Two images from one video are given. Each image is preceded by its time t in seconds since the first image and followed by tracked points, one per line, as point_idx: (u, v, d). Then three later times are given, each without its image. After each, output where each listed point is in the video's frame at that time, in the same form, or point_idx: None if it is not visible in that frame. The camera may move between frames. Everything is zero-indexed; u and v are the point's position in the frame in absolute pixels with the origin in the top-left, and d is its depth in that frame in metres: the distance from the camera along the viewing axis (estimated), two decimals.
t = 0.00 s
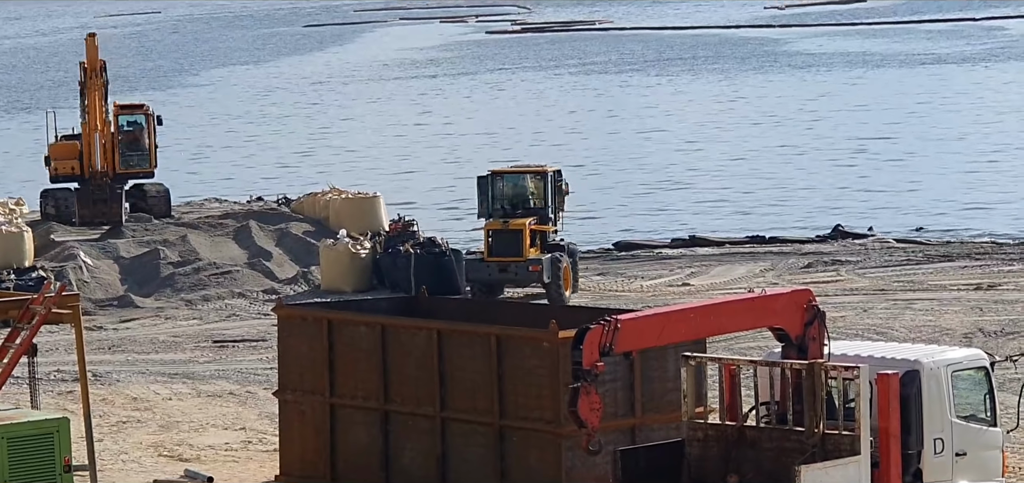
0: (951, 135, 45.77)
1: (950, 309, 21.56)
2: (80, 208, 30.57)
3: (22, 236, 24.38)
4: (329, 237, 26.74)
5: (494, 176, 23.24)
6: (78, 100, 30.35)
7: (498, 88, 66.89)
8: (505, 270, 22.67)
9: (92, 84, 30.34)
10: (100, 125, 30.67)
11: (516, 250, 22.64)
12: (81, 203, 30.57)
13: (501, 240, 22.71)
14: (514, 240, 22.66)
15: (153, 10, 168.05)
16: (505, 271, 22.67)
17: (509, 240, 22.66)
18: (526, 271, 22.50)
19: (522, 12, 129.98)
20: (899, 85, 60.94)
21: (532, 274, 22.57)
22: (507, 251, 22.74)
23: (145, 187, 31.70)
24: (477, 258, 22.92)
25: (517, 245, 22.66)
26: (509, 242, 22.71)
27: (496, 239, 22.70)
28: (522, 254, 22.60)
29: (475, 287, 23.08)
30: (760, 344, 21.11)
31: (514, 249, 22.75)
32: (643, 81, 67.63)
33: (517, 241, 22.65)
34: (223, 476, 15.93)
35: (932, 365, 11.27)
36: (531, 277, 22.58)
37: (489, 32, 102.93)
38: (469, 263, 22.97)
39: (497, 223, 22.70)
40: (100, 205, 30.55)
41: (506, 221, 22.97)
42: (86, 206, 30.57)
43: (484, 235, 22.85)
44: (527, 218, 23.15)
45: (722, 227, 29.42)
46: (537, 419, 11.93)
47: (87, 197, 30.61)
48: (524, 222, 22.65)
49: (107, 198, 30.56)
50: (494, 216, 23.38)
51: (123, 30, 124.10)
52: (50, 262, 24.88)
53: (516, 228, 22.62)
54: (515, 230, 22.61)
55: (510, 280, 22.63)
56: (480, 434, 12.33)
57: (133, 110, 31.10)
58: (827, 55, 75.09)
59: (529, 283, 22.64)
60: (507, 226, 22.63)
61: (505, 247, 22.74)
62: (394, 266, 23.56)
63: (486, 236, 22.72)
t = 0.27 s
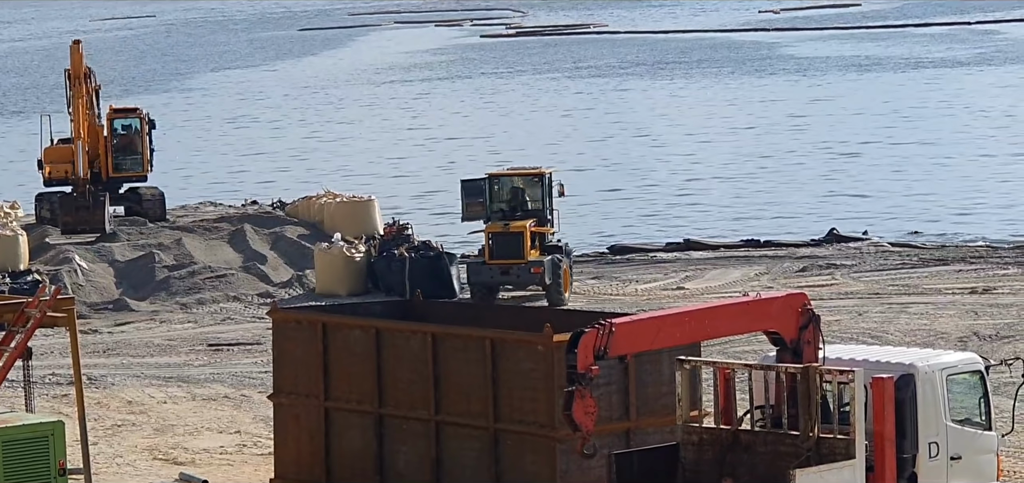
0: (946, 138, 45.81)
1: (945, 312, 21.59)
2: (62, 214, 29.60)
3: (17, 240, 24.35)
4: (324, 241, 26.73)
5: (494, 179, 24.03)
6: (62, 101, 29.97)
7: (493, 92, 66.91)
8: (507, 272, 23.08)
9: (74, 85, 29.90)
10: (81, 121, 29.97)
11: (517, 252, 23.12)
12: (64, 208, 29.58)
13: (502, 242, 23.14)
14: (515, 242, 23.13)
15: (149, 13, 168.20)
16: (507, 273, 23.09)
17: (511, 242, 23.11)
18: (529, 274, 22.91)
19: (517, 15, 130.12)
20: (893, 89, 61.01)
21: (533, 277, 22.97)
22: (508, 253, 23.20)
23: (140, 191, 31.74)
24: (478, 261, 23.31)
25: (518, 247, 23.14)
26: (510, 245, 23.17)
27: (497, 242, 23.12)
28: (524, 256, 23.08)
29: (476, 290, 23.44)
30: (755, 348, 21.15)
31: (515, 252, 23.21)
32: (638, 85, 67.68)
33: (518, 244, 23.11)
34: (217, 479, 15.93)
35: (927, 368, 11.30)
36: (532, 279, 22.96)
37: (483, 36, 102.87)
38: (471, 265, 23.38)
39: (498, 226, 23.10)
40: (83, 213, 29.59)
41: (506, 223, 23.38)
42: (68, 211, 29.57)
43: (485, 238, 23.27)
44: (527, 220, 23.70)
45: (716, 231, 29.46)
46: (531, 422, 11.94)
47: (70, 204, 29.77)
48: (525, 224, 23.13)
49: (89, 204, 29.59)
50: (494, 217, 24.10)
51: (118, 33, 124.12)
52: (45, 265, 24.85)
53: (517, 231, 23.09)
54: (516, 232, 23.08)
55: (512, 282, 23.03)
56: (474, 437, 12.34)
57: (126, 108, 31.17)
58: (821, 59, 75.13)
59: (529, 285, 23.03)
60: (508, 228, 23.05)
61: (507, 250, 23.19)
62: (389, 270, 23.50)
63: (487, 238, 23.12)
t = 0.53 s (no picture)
0: (945, 139, 45.85)
1: (944, 313, 21.60)
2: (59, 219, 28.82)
3: (16, 239, 24.34)
4: (323, 241, 26.70)
5: (496, 180, 24.58)
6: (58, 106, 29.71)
7: (492, 92, 66.96)
8: (518, 272, 23.27)
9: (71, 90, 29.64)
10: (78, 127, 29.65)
11: (527, 251, 23.31)
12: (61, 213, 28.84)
13: (510, 242, 23.32)
14: (524, 242, 23.33)
15: (149, 13, 168.38)
16: (518, 273, 23.28)
17: (520, 242, 23.31)
18: (541, 273, 23.14)
19: (517, 15, 130.32)
20: (893, 90, 61.09)
21: (544, 276, 23.20)
22: (516, 253, 23.38)
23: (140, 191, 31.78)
24: (487, 262, 23.42)
25: (527, 247, 23.34)
26: (518, 245, 23.37)
27: (505, 243, 23.29)
28: (534, 255, 23.28)
29: (484, 293, 23.54)
30: (753, 349, 21.16)
31: (524, 251, 23.41)
32: (638, 85, 67.74)
33: (526, 244, 23.31)
34: (216, 480, 15.92)
35: (926, 369, 11.29)
36: (544, 278, 23.20)
37: (481, 36, 102.94)
38: (479, 266, 23.46)
39: (506, 226, 23.28)
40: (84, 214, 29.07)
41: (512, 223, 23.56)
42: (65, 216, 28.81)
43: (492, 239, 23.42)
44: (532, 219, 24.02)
45: (715, 231, 29.48)
46: (530, 423, 11.94)
47: (67, 210, 29.19)
48: (533, 224, 23.32)
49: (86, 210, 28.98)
50: (498, 216, 24.54)
51: (119, 33, 124.32)
52: (44, 266, 24.82)
53: (526, 230, 23.28)
54: (525, 232, 23.27)
55: (526, 282, 23.26)
56: (473, 438, 12.34)
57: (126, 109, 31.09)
58: (820, 59, 75.21)
59: (540, 284, 23.26)
60: (516, 228, 23.24)
61: (517, 249, 23.36)
62: (388, 269, 23.47)
63: (496, 239, 23.27)
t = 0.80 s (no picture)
0: (945, 142, 45.86)
1: (943, 317, 21.60)
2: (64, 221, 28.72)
3: (16, 242, 24.34)
4: (323, 244, 26.69)
5: (500, 181, 24.57)
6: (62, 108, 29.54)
7: (493, 95, 66.98)
8: (524, 273, 23.35)
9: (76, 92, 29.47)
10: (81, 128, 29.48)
11: (533, 253, 23.37)
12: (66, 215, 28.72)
13: (517, 243, 23.34)
14: (530, 243, 23.37)
15: (150, 16, 168.61)
16: (525, 274, 23.36)
17: (527, 243, 23.35)
18: (548, 275, 23.26)
19: (518, 19, 130.36)
20: (893, 93, 61.12)
21: (551, 277, 23.32)
22: (521, 254, 23.44)
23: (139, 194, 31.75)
24: (493, 263, 23.47)
25: (533, 248, 23.38)
26: (524, 246, 23.42)
27: (512, 244, 23.34)
28: (540, 257, 23.33)
29: (487, 293, 23.54)
30: (753, 352, 21.16)
31: (529, 252, 23.47)
32: (638, 88, 67.76)
33: (532, 245, 23.35)
34: None
35: (925, 373, 11.30)
36: (550, 279, 23.32)
37: (482, 39, 102.97)
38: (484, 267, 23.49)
39: (513, 227, 23.27)
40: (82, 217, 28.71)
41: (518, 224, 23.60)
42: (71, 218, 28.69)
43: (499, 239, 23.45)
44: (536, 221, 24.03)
45: (715, 234, 29.49)
46: (530, 426, 11.94)
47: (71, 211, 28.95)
48: (540, 225, 23.34)
49: (90, 211, 28.83)
50: (502, 218, 24.55)
51: (120, 36, 124.44)
52: (43, 268, 24.81)
53: (533, 232, 23.30)
54: (531, 234, 23.28)
55: (532, 283, 23.35)
56: (472, 441, 12.35)
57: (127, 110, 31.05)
58: (820, 62, 75.24)
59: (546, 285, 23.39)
60: (523, 229, 23.25)
61: (522, 251, 23.41)
62: (388, 272, 23.41)
63: (502, 240, 23.27)
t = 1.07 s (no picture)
0: (944, 144, 45.90)
1: (942, 318, 21.61)
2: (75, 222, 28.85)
3: (14, 243, 24.34)
4: (322, 245, 26.68)
5: (495, 182, 24.58)
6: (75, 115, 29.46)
7: (493, 97, 67.00)
8: (528, 272, 23.42)
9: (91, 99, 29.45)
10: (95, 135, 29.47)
11: (536, 251, 23.47)
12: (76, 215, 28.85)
13: (519, 242, 23.41)
14: (532, 242, 23.45)
15: (150, 17, 168.77)
16: (529, 273, 23.42)
17: (529, 242, 23.42)
18: (553, 272, 23.37)
19: (517, 20, 130.46)
20: (892, 95, 61.14)
21: (555, 274, 23.45)
22: (523, 253, 23.50)
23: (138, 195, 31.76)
24: (496, 263, 23.46)
25: (535, 247, 23.48)
26: (526, 244, 23.49)
27: (515, 242, 23.40)
28: (543, 255, 23.44)
29: (490, 292, 23.55)
30: (752, 354, 21.16)
31: (532, 251, 23.57)
32: (637, 90, 67.79)
33: (534, 244, 23.45)
34: None
35: (924, 374, 11.30)
36: (555, 277, 23.46)
37: (481, 41, 103.00)
38: (487, 267, 23.50)
39: (515, 226, 23.38)
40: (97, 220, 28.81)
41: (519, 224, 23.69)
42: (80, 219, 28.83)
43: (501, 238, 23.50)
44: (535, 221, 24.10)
45: (713, 236, 29.50)
46: (528, 427, 11.94)
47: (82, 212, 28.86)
48: (542, 224, 23.44)
49: (101, 212, 28.95)
50: (499, 219, 24.56)
51: (120, 37, 124.56)
52: (42, 269, 24.79)
53: (534, 231, 23.39)
54: (533, 233, 23.38)
55: (537, 282, 23.42)
56: (471, 442, 12.35)
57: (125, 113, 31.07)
58: (820, 64, 75.32)
59: (550, 283, 23.50)
60: (526, 228, 23.33)
61: (524, 250, 23.49)
62: (388, 274, 23.34)
63: (505, 239, 23.34)
